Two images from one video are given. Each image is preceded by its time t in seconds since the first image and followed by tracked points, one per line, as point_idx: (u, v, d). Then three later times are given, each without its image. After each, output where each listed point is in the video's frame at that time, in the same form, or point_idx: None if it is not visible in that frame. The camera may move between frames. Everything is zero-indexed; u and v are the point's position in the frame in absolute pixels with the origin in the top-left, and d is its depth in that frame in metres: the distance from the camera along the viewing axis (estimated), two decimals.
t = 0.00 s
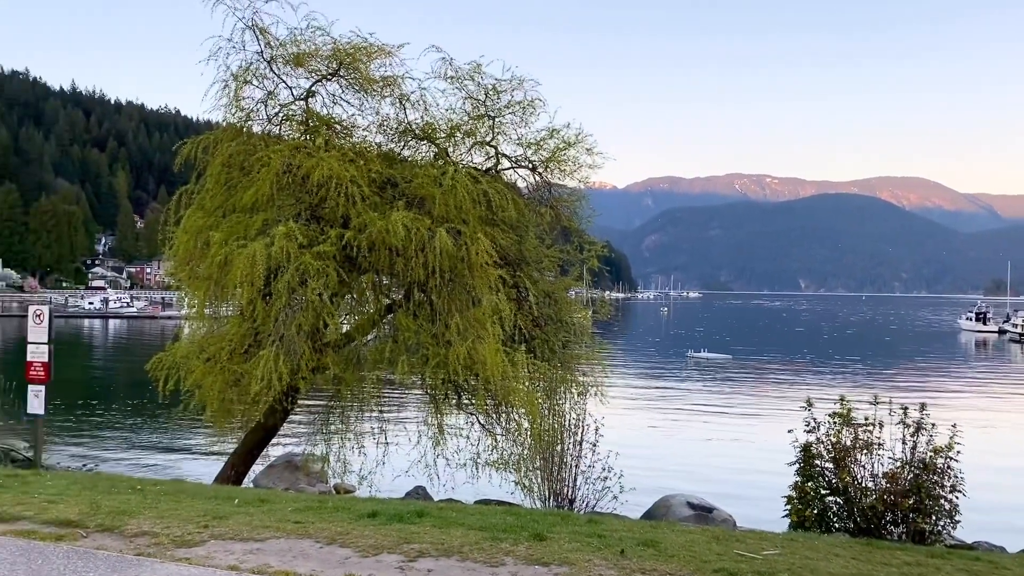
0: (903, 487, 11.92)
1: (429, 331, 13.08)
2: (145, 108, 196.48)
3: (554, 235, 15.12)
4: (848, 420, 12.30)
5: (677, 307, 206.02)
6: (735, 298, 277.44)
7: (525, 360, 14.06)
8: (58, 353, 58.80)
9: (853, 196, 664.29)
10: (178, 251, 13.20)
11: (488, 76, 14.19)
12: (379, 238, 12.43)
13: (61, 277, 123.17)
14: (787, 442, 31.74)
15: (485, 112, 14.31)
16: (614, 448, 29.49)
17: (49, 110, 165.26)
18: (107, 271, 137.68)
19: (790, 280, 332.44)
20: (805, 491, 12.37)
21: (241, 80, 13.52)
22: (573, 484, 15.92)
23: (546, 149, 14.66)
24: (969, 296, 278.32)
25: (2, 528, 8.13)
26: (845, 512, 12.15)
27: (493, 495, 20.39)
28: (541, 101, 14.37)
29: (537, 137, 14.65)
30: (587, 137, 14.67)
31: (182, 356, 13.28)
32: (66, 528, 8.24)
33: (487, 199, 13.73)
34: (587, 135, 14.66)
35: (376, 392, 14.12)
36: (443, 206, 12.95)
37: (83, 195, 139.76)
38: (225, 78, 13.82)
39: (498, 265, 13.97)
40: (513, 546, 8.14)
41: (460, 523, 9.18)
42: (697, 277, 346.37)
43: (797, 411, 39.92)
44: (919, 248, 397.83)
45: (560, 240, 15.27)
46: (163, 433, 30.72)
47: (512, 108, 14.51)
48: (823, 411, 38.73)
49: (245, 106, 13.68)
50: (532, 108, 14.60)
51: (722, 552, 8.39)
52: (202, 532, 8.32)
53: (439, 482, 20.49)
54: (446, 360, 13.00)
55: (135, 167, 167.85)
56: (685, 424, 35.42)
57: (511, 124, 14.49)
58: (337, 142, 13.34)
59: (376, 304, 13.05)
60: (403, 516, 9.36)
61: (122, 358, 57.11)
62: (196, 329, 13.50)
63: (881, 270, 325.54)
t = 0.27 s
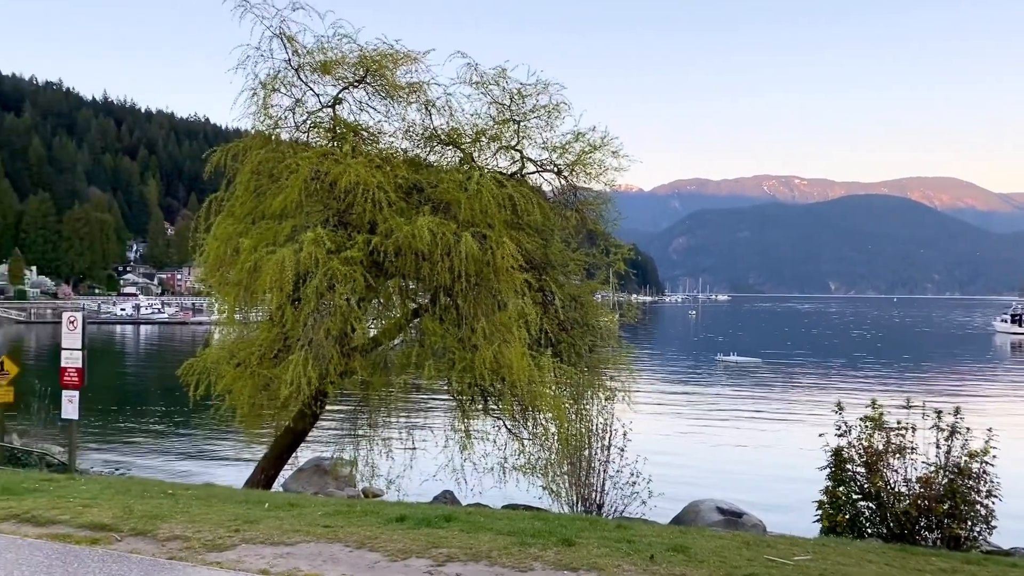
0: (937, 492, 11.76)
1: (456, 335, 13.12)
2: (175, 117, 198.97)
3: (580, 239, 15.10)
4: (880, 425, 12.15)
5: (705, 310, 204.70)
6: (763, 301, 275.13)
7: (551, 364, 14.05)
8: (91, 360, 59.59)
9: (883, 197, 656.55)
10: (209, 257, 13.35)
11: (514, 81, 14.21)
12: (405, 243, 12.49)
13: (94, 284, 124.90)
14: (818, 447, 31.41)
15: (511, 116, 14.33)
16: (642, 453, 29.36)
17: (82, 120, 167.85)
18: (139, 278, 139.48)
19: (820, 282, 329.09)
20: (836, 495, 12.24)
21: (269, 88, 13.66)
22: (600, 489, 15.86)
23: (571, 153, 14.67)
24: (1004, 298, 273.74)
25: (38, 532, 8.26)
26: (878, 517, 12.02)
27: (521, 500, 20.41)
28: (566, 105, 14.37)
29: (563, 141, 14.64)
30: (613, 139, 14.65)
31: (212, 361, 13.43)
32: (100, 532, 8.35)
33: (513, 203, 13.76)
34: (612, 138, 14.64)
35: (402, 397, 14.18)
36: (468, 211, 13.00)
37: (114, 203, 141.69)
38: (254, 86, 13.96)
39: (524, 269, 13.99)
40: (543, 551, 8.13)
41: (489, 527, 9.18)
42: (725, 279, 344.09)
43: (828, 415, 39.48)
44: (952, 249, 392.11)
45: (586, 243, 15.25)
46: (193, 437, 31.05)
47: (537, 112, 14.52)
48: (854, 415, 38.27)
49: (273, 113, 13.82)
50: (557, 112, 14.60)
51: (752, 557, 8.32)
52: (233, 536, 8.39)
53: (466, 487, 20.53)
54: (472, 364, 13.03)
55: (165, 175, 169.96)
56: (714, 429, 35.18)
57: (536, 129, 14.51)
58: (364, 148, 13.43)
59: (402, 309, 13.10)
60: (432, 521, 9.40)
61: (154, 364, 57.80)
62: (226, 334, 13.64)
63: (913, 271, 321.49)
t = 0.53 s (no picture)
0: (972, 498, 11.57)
1: (482, 340, 13.13)
2: (203, 125, 201.24)
3: (607, 243, 15.04)
4: (914, 428, 12.02)
5: (733, 313, 203.21)
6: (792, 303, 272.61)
7: (578, 368, 14.00)
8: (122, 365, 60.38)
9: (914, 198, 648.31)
10: (238, 263, 13.46)
11: (539, 84, 14.20)
12: (431, 247, 12.52)
13: (125, 291, 126.49)
14: (849, 451, 31.03)
15: (536, 120, 14.32)
16: (670, 458, 29.18)
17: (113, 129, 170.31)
18: (169, 284, 141.14)
19: (849, 285, 325.51)
20: (868, 501, 12.10)
21: (296, 94, 13.75)
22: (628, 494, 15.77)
23: (597, 156, 14.63)
24: None
25: (72, 535, 8.36)
26: (912, 523, 11.86)
27: (548, 505, 20.37)
28: (591, 108, 14.33)
29: (588, 144, 14.61)
30: (639, 142, 14.59)
31: (241, 366, 13.53)
32: (131, 536, 8.43)
33: (538, 207, 13.75)
34: (638, 141, 14.58)
35: (429, 401, 14.19)
36: (494, 215, 13.01)
37: (145, 210, 143.53)
38: (281, 93, 14.05)
39: (550, 273, 13.96)
40: (571, 556, 8.10)
41: (516, 532, 9.16)
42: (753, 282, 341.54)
43: (859, 419, 38.98)
44: (985, 250, 386.13)
45: (612, 246, 15.19)
46: (222, 442, 31.31)
47: (562, 116, 14.49)
48: (886, 419, 37.74)
49: (300, 120, 13.91)
50: (583, 115, 14.56)
51: (783, 563, 8.23)
52: (263, 540, 8.45)
53: (494, 491, 20.54)
54: (498, 369, 13.03)
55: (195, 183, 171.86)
56: (743, 434, 34.88)
57: (561, 132, 14.48)
58: (390, 153, 13.49)
59: (428, 313, 13.13)
60: (459, 525, 9.40)
61: (185, 369, 58.39)
62: (254, 339, 13.73)
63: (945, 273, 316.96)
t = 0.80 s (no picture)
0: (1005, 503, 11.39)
1: (507, 344, 13.16)
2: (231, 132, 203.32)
3: (631, 246, 15.02)
4: (944, 432, 11.84)
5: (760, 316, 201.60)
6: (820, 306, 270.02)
7: (603, 372, 13.99)
8: (152, 370, 61.08)
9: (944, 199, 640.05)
10: (265, 269, 13.60)
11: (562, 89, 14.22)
12: (456, 252, 12.59)
13: (155, 297, 127.99)
14: (879, 456, 30.64)
15: (560, 124, 14.34)
16: (698, 462, 29.00)
17: (143, 137, 172.56)
18: (198, 290, 142.65)
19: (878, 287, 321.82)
20: (898, 506, 11.97)
21: (322, 102, 13.88)
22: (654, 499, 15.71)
23: (621, 160, 14.62)
24: None
25: (104, 538, 8.48)
26: (943, 528, 11.70)
27: (575, 509, 20.36)
28: (615, 111, 14.32)
29: (612, 148, 14.60)
30: (663, 145, 14.55)
31: (269, 371, 13.66)
32: (161, 539, 8.54)
33: (562, 211, 13.77)
34: (662, 144, 14.54)
35: (454, 406, 14.24)
36: (518, 219, 13.04)
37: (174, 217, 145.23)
38: (306, 101, 14.18)
39: (574, 277, 13.97)
40: (597, 561, 8.09)
41: (542, 537, 9.16)
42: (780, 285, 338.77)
43: (889, 423, 38.52)
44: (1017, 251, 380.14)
45: (637, 250, 15.15)
46: (250, 446, 31.57)
47: (586, 120, 14.50)
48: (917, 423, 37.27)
49: (326, 127, 14.03)
50: (607, 119, 14.55)
51: (812, 568, 8.16)
52: (290, 544, 8.52)
53: (520, 496, 20.55)
54: (523, 373, 13.05)
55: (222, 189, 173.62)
56: (771, 438, 34.59)
57: (585, 136, 14.49)
58: (414, 159, 13.57)
59: (453, 318, 13.18)
60: (485, 530, 9.42)
61: (214, 374, 58.94)
62: (282, 344, 13.84)
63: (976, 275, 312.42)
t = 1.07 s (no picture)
0: None
1: (529, 348, 13.14)
2: (255, 139, 205.09)
3: (653, 250, 14.96)
4: (972, 437, 11.51)
5: (785, 320, 200.14)
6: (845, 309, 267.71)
7: (626, 376, 13.92)
8: (178, 375, 61.62)
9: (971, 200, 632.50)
10: (288, 274, 13.67)
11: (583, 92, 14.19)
12: (478, 257, 12.61)
13: (180, 302, 129.23)
14: (906, 461, 30.27)
15: (581, 127, 14.31)
16: (722, 467, 28.83)
17: (168, 144, 174.41)
18: (222, 295, 143.87)
19: (905, 290, 318.36)
20: (927, 511, 11.83)
21: (344, 108, 13.95)
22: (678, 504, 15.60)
23: (643, 163, 14.57)
24: None
25: (130, 542, 8.57)
26: (972, 534, 11.53)
27: (598, 514, 20.31)
28: (637, 114, 14.27)
29: (633, 151, 14.57)
30: (685, 148, 14.49)
31: (292, 376, 13.73)
32: (187, 543, 8.60)
33: (584, 216, 13.75)
34: (684, 146, 14.47)
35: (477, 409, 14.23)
36: (540, 223, 13.03)
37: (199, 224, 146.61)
38: (329, 107, 14.27)
39: (596, 280, 13.93)
40: (620, 567, 8.04)
41: (565, 542, 9.12)
42: (804, 288, 336.36)
43: (916, 428, 38.08)
44: None
45: (659, 253, 15.08)
46: (274, 450, 31.78)
47: (608, 123, 14.46)
48: (945, 427, 36.81)
49: (348, 132, 14.09)
50: (628, 122, 14.50)
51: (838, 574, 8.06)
52: (314, 548, 8.54)
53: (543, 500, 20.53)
54: (546, 377, 13.03)
55: (246, 196, 174.98)
56: (796, 442, 34.32)
57: (607, 139, 14.45)
58: (436, 164, 13.61)
59: (475, 322, 13.19)
60: (508, 535, 9.39)
61: (238, 379, 59.36)
62: (305, 349, 13.91)
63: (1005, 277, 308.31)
